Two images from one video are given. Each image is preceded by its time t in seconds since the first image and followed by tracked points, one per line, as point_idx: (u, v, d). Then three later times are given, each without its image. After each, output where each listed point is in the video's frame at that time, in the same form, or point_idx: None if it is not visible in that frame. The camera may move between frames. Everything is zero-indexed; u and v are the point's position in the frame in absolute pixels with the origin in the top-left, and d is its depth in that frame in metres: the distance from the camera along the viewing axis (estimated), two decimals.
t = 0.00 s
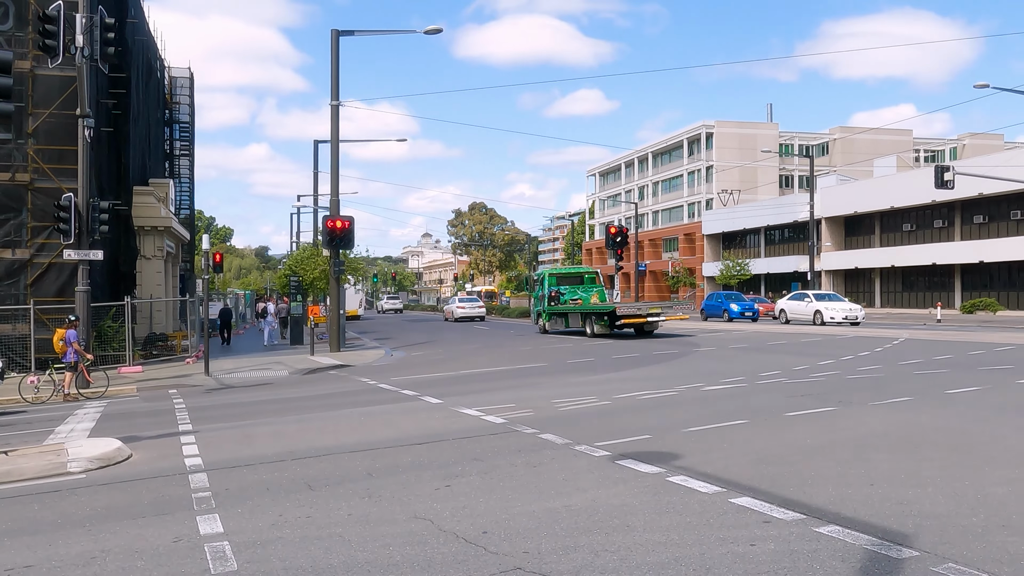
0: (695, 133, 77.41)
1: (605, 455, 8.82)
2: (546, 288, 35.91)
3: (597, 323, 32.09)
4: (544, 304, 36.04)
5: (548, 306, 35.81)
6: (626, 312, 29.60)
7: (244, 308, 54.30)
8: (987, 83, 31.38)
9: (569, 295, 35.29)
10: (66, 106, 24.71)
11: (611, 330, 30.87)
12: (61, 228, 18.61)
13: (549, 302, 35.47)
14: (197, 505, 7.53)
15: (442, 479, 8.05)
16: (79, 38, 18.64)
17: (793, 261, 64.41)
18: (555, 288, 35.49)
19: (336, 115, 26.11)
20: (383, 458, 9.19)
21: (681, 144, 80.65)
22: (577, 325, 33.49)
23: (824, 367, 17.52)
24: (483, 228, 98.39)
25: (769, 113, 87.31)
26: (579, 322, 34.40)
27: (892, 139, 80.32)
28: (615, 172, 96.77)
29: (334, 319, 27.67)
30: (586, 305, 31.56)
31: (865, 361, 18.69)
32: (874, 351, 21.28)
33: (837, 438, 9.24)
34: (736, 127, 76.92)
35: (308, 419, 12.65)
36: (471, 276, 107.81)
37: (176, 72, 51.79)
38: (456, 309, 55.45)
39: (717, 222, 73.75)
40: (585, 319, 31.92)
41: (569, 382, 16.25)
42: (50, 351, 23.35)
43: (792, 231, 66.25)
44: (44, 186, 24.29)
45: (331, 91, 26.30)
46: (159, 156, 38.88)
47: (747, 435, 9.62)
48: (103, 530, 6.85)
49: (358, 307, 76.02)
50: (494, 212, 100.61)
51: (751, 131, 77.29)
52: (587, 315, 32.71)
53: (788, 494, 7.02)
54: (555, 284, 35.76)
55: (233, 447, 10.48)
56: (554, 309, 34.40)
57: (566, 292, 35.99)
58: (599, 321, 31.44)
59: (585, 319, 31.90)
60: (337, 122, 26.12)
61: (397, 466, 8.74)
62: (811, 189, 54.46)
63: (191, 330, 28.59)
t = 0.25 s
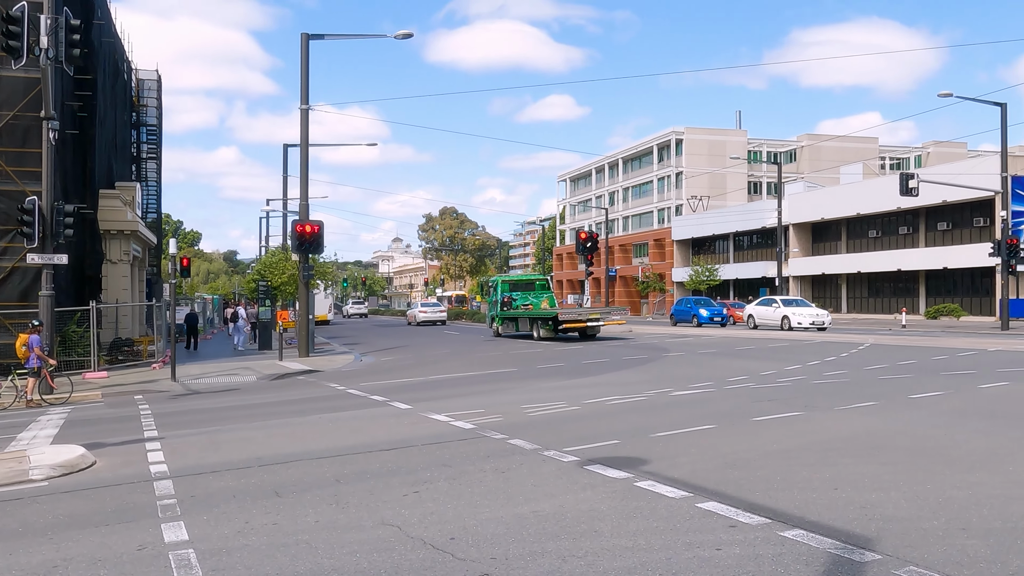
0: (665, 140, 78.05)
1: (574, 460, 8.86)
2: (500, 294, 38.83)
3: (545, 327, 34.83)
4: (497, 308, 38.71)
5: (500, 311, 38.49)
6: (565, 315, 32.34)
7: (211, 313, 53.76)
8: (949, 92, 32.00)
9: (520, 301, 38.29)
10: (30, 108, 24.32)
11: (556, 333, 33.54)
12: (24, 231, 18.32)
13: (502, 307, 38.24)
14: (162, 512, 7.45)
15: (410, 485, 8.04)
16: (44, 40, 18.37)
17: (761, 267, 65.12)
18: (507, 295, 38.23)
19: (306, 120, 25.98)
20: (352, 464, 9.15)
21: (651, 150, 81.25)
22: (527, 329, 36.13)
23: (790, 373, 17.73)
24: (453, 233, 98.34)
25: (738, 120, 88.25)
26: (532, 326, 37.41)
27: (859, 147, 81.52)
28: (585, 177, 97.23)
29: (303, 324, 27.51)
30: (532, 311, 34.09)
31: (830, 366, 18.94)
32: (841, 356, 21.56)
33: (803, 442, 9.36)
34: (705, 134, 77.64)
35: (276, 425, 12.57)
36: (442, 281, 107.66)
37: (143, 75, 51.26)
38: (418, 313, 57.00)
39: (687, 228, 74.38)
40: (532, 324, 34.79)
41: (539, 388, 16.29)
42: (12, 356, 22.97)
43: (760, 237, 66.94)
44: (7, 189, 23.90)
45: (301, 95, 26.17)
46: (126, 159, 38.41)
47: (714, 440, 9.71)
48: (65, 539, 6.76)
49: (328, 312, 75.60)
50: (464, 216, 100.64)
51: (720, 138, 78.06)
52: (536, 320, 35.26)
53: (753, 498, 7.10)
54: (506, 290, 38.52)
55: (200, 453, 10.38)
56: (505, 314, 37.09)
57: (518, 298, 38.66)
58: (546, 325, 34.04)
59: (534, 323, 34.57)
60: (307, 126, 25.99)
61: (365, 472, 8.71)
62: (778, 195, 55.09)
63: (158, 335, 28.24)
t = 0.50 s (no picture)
0: (643, 142, 78.46)
1: (551, 463, 8.88)
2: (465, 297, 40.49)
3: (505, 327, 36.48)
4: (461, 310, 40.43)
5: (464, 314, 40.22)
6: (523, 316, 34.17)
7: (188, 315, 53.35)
8: (923, 97, 32.36)
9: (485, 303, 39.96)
10: (3, 108, 24.03)
11: (515, 334, 35.22)
12: None
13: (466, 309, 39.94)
14: (136, 516, 7.39)
15: (387, 488, 8.03)
16: (17, 39, 18.15)
17: (738, 269, 65.58)
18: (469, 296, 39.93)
19: (283, 121, 25.87)
20: (328, 467, 9.13)
21: (630, 153, 81.66)
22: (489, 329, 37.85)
23: (767, 374, 17.86)
24: (432, 234, 98.30)
25: (716, 123, 88.85)
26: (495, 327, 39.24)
27: (835, 150, 82.34)
28: (564, 179, 97.57)
29: (280, 326, 27.35)
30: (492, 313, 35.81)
31: (806, 368, 19.09)
32: (817, 358, 21.75)
33: (778, 444, 9.43)
34: (684, 137, 78.09)
35: (252, 428, 12.49)
36: (420, 283, 107.49)
37: (119, 74, 50.81)
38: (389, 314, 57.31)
39: (665, 230, 74.69)
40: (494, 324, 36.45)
41: (517, 390, 16.31)
42: None
43: (738, 239, 67.37)
44: None
45: (279, 96, 26.05)
46: (101, 159, 38.03)
47: (690, 442, 9.77)
48: (36, 544, 6.68)
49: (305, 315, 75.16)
50: (443, 218, 100.56)
51: (698, 141, 78.53)
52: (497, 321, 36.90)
53: (729, 499, 7.16)
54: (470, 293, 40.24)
55: (174, 457, 10.29)
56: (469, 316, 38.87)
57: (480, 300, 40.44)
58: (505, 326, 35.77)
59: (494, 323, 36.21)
60: (284, 128, 25.87)
61: (342, 475, 8.67)
62: (756, 198, 55.53)
63: (133, 337, 27.98)
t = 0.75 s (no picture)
0: (665, 157, 78.64)
1: (565, 474, 9.13)
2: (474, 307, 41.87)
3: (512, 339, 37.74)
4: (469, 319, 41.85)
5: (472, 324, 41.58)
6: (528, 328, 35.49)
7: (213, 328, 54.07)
8: (944, 111, 32.31)
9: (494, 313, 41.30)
10: (39, 127, 24.75)
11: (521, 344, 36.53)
12: (31, 247, 18.65)
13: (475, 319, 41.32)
14: (166, 522, 7.73)
15: (406, 497, 8.32)
16: (53, 60, 18.78)
17: (760, 284, 65.42)
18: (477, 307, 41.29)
19: (308, 138, 26.39)
20: (349, 477, 9.43)
21: (652, 168, 81.86)
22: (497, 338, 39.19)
23: (784, 390, 17.96)
24: (454, 248, 98.87)
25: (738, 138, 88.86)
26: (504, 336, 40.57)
27: (858, 165, 82.04)
28: (586, 194, 97.90)
29: (304, 340, 27.78)
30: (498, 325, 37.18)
31: (824, 384, 19.16)
32: (835, 374, 21.79)
33: (789, 458, 9.63)
34: (706, 152, 78.17)
35: (276, 439, 12.84)
36: (442, 297, 107.98)
37: (148, 91, 51.86)
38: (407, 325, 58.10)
39: (687, 245, 74.66)
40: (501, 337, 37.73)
41: (535, 404, 16.55)
42: (18, 370, 23.22)
43: (760, 254, 67.23)
44: (13, 206, 24.23)
45: (304, 114, 26.60)
46: (130, 175, 38.82)
47: (702, 455, 9.98)
48: (73, 547, 7.03)
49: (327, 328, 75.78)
50: (465, 232, 101.14)
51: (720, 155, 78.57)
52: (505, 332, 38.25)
53: (736, 511, 7.38)
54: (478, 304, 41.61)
55: (202, 466, 10.65)
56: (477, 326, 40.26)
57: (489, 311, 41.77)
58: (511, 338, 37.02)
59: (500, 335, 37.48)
60: (309, 145, 26.39)
61: (363, 485, 8.97)
62: (778, 213, 55.51)
63: (160, 349, 28.54)
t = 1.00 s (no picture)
0: (669, 168, 78.71)
1: (569, 486, 9.10)
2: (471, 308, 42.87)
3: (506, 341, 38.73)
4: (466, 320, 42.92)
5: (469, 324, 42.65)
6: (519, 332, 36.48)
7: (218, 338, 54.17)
8: (949, 123, 32.32)
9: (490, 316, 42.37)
10: (45, 138, 24.85)
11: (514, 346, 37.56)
12: (35, 257, 18.70)
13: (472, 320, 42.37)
14: (169, 533, 7.71)
15: (409, 508, 8.30)
16: (59, 72, 18.88)
17: (765, 295, 65.32)
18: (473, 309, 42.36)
19: (312, 149, 26.47)
20: (353, 488, 9.41)
21: (655, 179, 81.94)
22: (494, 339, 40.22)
23: (788, 401, 17.89)
24: (459, 259, 98.95)
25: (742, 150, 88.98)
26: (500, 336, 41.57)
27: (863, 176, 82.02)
28: (590, 205, 97.99)
29: (308, 350, 27.76)
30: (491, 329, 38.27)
31: (829, 395, 19.08)
32: (840, 385, 21.72)
33: (794, 470, 9.59)
34: (709, 163, 78.21)
35: (279, 450, 12.82)
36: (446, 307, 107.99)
37: (153, 103, 52.10)
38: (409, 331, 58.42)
39: (691, 256, 74.60)
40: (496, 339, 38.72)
41: (540, 415, 16.51)
42: (22, 380, 23.24)
43: (764, 265, 67.14)
44: (18, 217, 24.30)
45: (309, 125, 26.69)
46: (135, 185, 38.93)
47: (707, 467, 9.95)
48: (77, 558, 7.02)
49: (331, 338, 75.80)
50: (469, 243, 101.23)
51: (724, 166, 78.62)
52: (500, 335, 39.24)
53: (740, 523, 7.35)
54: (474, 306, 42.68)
55: (205, 477, 10.63)
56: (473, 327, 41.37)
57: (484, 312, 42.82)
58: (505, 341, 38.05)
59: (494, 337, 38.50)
60: (313, 156, 26.47)
61: (366, 496, 8.95)
62: (782, 224, 55.48)
63: (164, 360, 28.58)
